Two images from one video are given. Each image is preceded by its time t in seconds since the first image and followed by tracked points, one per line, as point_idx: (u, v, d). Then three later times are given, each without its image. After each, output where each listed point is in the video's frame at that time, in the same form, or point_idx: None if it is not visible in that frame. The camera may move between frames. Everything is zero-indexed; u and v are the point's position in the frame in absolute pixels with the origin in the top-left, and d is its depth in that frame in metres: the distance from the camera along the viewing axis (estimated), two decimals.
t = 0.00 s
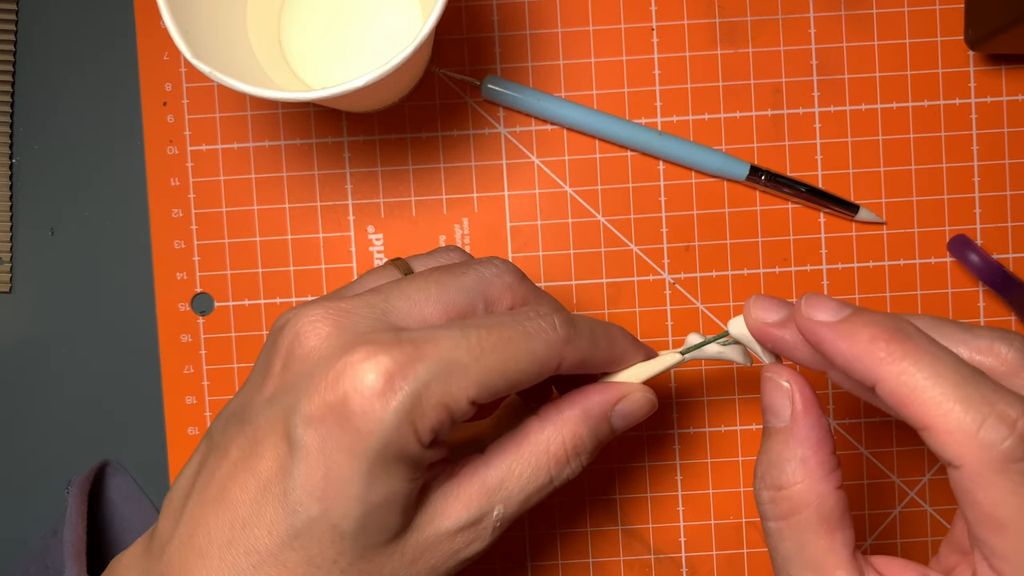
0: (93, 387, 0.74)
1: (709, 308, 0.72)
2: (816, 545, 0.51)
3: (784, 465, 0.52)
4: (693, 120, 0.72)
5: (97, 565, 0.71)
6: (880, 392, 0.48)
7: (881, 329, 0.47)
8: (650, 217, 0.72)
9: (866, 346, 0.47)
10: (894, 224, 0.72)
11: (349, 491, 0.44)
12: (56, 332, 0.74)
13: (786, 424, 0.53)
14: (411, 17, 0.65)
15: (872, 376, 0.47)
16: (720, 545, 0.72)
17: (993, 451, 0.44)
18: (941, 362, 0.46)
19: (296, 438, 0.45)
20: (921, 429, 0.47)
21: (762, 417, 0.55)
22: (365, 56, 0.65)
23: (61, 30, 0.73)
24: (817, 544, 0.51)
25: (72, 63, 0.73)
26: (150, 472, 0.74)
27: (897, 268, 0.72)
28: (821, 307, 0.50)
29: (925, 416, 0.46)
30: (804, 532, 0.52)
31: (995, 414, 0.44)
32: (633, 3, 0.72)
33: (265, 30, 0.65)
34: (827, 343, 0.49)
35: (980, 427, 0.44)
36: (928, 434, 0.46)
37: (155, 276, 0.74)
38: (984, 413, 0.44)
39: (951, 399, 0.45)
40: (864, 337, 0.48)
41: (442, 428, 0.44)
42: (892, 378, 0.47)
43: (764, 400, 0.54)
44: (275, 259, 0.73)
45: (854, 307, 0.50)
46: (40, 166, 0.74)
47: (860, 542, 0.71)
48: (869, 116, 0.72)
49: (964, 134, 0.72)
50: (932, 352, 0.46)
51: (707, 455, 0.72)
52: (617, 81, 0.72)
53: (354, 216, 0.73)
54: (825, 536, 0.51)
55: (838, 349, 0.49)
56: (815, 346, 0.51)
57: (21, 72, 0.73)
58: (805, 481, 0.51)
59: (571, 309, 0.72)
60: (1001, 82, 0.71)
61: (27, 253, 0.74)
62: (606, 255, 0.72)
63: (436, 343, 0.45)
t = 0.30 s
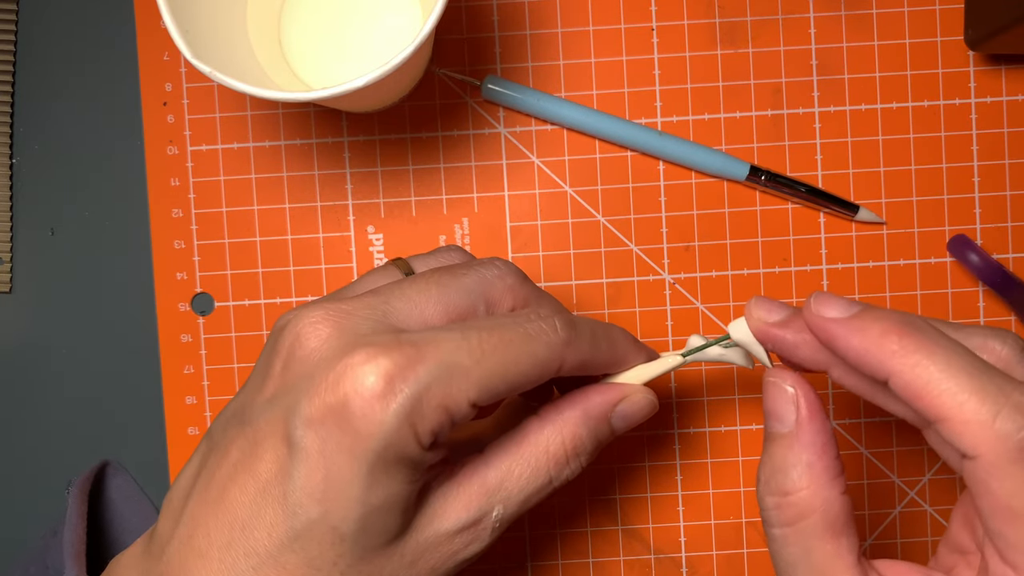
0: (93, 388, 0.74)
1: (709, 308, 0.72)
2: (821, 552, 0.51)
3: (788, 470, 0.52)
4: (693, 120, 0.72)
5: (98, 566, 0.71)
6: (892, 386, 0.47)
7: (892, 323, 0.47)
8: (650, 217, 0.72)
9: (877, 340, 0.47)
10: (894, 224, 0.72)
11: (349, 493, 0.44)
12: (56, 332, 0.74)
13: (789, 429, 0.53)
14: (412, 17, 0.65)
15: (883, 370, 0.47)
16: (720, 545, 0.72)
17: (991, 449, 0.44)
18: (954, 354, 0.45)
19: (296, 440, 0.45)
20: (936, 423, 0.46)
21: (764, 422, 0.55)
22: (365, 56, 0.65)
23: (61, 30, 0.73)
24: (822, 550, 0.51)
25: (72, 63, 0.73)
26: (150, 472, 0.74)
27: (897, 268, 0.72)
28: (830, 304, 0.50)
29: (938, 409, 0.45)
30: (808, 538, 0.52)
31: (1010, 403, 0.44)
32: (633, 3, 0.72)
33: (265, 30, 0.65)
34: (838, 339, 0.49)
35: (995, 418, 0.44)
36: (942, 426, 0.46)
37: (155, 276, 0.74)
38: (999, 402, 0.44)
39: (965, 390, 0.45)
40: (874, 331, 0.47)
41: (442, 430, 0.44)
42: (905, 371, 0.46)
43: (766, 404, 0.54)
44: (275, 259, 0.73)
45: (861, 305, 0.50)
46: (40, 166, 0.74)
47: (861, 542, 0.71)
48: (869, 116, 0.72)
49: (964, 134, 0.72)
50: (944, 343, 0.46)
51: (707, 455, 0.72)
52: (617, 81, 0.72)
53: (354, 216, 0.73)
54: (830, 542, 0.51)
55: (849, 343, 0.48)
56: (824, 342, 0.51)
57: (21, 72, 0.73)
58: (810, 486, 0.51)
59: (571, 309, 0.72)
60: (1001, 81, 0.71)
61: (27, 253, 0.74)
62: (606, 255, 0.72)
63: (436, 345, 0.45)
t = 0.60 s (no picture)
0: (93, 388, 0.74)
1: (710, 309, 0.72)
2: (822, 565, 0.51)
3: (792, 482, 0.52)
4: (693, 120, 0.72)
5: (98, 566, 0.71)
6: (893, 385, 0.47)
7: (891, 322, 0.47)
8: (650, 218, 0.72)
9: (876, 339, 0.47)
10: (894, 224, 0.72)
11: (350, 493, 0.44)
12: (56, 333, 0.74)
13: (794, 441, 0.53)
14: (412, 17, 0.65)
15: (882, 369, 0.47)
16: (720, 545, 0.73)
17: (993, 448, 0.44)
18: (953, 351, 0.45)
19: (298, 440, 0.45)
20: (937, 420, 0.46)
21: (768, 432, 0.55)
22: (365, 56, 0.65)
23: (61, 30, 0.73)
24: (824, 563, 0.51)
25: (72, 63, 0.73)
26: (150, 472, 0.74)
27: (897, 268, 0.72)
28: (828, 306, 0.50)
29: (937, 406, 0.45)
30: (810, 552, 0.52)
31: (1010, 400, 0.44)
32: (633, 3, 0.72)
33: (265, 30, 0.65)
34: (838, 340, 0.49)
35: (995, 414, 0.44)
36: (942, 424, 0.45)
37: (155, 276, 0.74)
38: (999, 398, 0.44)
39: (965, 386, 0.45)
40: (873, 331, 0.47)
41: (444, 432, 0.44)
42: (905, 369, 0.46)
43: (772, 415, 0.54)
44: (275, 259, 0.73)
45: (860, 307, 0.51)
46: (40, 166, 0.74)
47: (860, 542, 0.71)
48: (869, 116, 0.72)
49: (964, 134, 0.72)
50: (943, 341, 0.46)
51: (707, 455, 0.72)
52: (617, 81, 0.72)
53: (354, 216, 0.73)
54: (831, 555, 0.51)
55: (849, 343, 0.49)
56: (825, 345, 0.51)
57: (21, 72, 0.73)
58: (814, 499, 0.51)
59: (571, 309, 0.72)
60: (1001, 81, 0.71)
61: (27, 253, 0.74)
62: (606, 255, 0.72)
63: (439, 347, 0.45)
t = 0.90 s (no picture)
0: (94, 388, 0.74)
1: (709, 309, 0.72)
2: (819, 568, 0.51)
3: (789, 484, 0.52)
4: (693, 120, 0.72)
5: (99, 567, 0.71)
6: (888, 384, 0.47)
7: (886, 322, 0.47)
8: (650, 218, 0.72)
9: (871, 338, 0.47)
10: (894, 224, 0.72)
11: (352, 494, 0.43)
12: (57, 333, 0.74)
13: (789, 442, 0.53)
14: (412, 16, 0.65)
15: (877, 368, 0.47)
16: (720, 545, 0.72)
17: (992, 448, 0.43)
18: (947, 349, 0.45)
19: (300, 441, 0.45)
20: (931, 419, 0.45)
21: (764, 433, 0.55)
22: (366, 55, 0.65)
23: (60, 30, 0.73)
24: (821, 566, 0.51)
25: (72, 63, 0.73)
26: (151, 472, 0.74)
27: (897, 267, 0.72)
28: (824, 306, 0.51)
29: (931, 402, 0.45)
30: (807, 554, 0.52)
31: (1005, 398, 0.43)
32: (633, 3, 0.72)
33: (265, 30, 0.65)
34: (834, 340, 0.49)
35: (990, 412, 0.43)
36: (937, 422, 0.45)
37: (155, 277, 0.74)
38: (994, 396, 0.43)
39: (959, 385, 0.44)
40: (869, 330, 0.47)
41: (446, 432, 0.44)
42: (898, 367, 0.46)
43: (768, 417, 0.54)
44: (275, 259, 0.73)
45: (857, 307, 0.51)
46: (40, 166, 0.74)
47: (860, 542, 0.71)
48: (869, 116, 0.72)
49: (964, 134, 0.72)
50: (940, 339, 0.45)
51: (707, 455, 0.72)
52: (617, 81, 0.72)
53: (354, 216, 0.73)
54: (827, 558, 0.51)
55: (844, 343, 0.48)
56: (822, 345, 0.51)
57: (21, 72, 0.73)
58: (811, 502, 0.51)
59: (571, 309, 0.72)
60: (1001, 81, 0.71)
61: (27, 253, 0.74)
62: (606, 255, 0.72)
63: (441, 348, 0.44)
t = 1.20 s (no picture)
0: (94, 388, 0.74)
1: (709, 308, 0.72)
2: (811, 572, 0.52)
3: (784, 488, 0.52)
4: (693, 120, 0.72)
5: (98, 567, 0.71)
6: (879, 387, 0.46)
7: (879, 324, 0.46)
8: (651, 218, 0.72)
9: (863, 342, 0.46)
10: (894, 224, 0.72)
11: (353, 494, 0.43)
12: (57, 333, 0.74)
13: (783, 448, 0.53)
14: (412, 16, 0.65)
15: (869, 371, 0.46)
16: (720, 545, 0.73)
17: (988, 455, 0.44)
18: (938, 352, 0.45)
19: (301, 441, 0.45)
20: (922, 422, 0.45)
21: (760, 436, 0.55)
22: (366, 55, 0.65)
23: (60, 29, 0.73)
24: (817, 569, 0.51)
25: (72, 63, 0.73)
26: (151, 472, 0.74)
27: (897, 267, 0.72)
28: (814, 309, 0.49)
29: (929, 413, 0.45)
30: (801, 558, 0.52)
31: (995, 400, 0.43)
32: (633, 3, 0.72)
33: (265, 30, 0.65)
34: (825, 343, 0.48)
35: (980, 415, 0.43)
36: (928, 425, 0.45)
37: (155, 277, 0.74)
38: (984, 398, 0.43)
39: (950, 388, 0.44)
40: (861, 333, 0.46)
41: (447, 432, 0.44)
42: (890, 370, 0.45)
43: (764, 421, 0.54)
44: (275, 259, 0.73)
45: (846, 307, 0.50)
46: (40, 166, 0.74)
47: (860, 542, 0.72)
48: (869, 116, 0.72)
49: (964, 134, 0.72)
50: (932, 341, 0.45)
51: (707, 454, 0.72)
52: (617, 81, 0.72)
53: (354, 216, 0.73)
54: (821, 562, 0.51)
55: (836, 346, 0.47)
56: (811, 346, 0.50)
57: (20, 72, 0.73)
58: (806, 505, 0.51)
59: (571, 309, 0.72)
60: (1001, 81, 0.71)
61: (27, 253, 0.74)
62: (606, 255, 0.72)
63: (442, 348, 0.44)
